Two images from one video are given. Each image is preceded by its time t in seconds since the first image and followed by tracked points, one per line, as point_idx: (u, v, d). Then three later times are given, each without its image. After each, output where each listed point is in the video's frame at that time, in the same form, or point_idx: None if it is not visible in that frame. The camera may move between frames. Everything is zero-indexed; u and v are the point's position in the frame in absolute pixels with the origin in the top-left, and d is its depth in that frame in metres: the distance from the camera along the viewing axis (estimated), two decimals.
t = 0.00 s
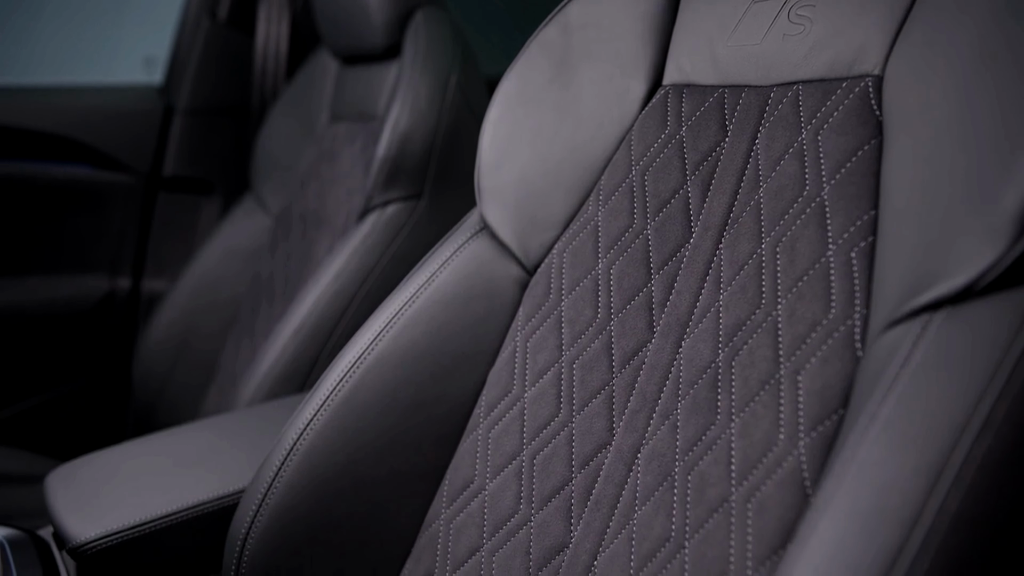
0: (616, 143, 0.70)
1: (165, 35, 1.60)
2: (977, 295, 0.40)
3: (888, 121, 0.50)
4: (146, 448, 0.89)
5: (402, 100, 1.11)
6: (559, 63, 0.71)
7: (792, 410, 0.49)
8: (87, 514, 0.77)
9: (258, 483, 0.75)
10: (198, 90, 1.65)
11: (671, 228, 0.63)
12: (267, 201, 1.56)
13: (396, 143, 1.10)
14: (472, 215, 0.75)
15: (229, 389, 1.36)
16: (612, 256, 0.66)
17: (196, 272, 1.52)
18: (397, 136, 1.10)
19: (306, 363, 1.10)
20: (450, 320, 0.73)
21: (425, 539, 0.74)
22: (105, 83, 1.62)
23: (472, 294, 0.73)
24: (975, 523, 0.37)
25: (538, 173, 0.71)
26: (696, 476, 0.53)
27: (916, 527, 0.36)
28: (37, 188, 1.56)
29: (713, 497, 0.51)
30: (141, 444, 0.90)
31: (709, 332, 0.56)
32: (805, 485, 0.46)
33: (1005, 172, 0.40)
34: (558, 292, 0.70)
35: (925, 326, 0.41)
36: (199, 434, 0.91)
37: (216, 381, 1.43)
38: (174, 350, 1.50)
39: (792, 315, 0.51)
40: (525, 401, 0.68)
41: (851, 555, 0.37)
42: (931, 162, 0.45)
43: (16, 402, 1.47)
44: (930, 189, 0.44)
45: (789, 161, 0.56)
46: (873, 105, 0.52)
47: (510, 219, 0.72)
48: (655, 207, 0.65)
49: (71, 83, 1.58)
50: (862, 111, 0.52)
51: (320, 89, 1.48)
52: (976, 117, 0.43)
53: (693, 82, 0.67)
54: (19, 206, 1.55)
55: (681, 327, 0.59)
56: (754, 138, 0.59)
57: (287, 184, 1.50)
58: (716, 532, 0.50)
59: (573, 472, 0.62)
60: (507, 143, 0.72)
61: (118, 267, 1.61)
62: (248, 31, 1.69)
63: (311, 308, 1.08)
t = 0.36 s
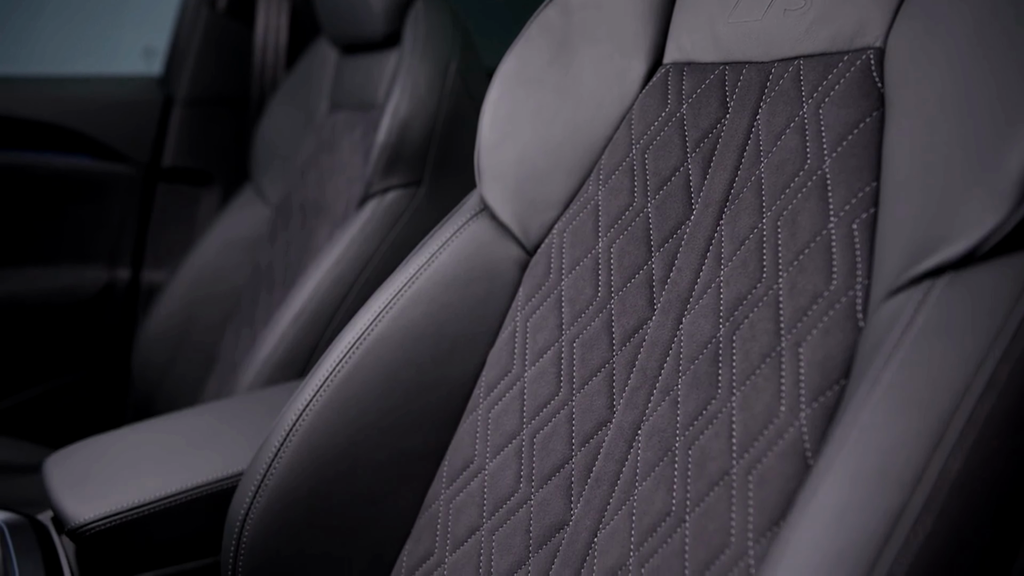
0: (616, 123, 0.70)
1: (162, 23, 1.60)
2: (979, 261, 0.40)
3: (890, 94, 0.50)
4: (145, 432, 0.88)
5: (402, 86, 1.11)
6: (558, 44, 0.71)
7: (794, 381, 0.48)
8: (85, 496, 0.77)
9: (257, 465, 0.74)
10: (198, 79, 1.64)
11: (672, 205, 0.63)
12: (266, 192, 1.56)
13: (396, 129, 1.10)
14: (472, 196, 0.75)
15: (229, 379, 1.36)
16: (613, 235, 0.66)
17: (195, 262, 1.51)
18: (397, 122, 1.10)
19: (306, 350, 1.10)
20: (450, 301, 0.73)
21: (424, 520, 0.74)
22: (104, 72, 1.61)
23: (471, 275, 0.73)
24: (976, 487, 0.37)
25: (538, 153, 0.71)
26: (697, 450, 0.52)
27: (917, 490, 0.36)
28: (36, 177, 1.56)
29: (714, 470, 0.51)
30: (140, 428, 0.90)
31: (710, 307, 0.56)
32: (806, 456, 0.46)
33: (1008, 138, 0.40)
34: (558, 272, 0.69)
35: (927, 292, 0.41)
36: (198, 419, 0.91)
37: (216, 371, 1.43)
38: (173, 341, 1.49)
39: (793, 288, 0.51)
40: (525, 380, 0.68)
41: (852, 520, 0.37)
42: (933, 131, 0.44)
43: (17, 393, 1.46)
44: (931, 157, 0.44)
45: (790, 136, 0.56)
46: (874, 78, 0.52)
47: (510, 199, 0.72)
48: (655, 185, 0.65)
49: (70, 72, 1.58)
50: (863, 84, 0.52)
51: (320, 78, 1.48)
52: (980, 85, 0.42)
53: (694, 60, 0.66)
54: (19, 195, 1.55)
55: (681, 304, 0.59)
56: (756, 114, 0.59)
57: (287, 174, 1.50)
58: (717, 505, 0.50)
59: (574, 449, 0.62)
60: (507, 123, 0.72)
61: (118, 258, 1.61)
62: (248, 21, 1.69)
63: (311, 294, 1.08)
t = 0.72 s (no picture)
0: (616, 101, 0.70)
1: (161, 14, 1.59)
2: (982, 223, 0.39)
3: (892, 63, 0.50)
4: (143, 415, 0.88)
5: (401, 72, 1.10)
6: (559, 23, 0.71)
7: (795, 350, 0.48)
8: (83, 477, 0.77)
9: (254, 447, 0.74)
10: (196, 69, 1.65)
11: (673, 180, 0.62)
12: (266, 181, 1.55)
13: (396, 115, 1.10)
14: (472, 175, 0.75)
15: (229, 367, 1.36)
16: (613, 212, 0.66)
17: (195, 252, 1.51)
18: (397, 107, 1.10)
19: (305, 336, 1.10)
20: (450, 280, 0.73)
21: (424, 499, 0.74)
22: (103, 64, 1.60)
23: (471, 255, 0.73)
24: (978, 446, 0.36)
25: (538, 133, 0.70)
26: (698, 423, 0.52)
27: (919, 450, 0.36)
28: (38, 168, 1.55)
29: (715, 441, 0.50)
30: (138, 412, 0.89)
31: (711, 281, 0.56)
32: (808, 424, 0.46)
33: (1011, 99, 0.39)
34: (558, 250, 0.69)
35: (930, 255, 0.41)
36: (197, 402, 0.90)
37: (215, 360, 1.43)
38: (173, 330, 1.49)
39: (795, 258, 0.51)
40: (525, 358, 0.68)
41: (854, 481, 0.37)
42: (936, 95, 0.44)
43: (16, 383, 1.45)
44: (934, 122, 0.44)
45: (791, 108, 0.55)
46: (876, 48, 0.51)
47: (510, 179, 0.71)
48: (656, 160, 0.64)
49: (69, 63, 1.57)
50: (865, 54, 0.52)
51: (319, 67, 1.48)
52: (983, 48, 0.42)
53: (694, 36, 0.66)
54: (20, 186, 1.53)
55: (682, 279, 0.58)
56: (756, 88, 0.59)
57: (286, 163, 1.50)
58: (717, 476, 0.49)
59: (574, 425, 0.62)
60: (507, 103, 0.72)
61: (117, 248, 1.61)
62: (247, 10, 1.68)
63: (310, 280, 1.08)
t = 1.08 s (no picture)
0: (617, 78, 0.69)
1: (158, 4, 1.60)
2: (985, 183, 0.39)
3: (894, 32, 0.49)
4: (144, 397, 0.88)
5: (401, 57, 1.10)
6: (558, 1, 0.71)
7: (796, 319, 0.48)
8: (82, 456, 0.76)
9: (253, 427, 0.74)
10: (196, 56, 1.62)
11: (674, 155, 0.62)
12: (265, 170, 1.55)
13: (395, 100, 1.10)
14: (472, 155, 0.74)
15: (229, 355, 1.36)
16: (613, 188, 0.66)
17: (195, 240, 1.51)
18: (396, 93, 1.09)
19: (305, 322, 1.10)
20: (450, 259, 0.73)
21: (424, 477, 0.73)
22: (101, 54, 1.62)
23: (471, 233, 0.73)
24: (986, 408, 0.36)
25: (538, 110, 0.70)
26: (699, 394, 0.52)
27: (920, 409, 0.36)
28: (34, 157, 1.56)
29: (716, 412, 0.50)
30: (138, 394, 0.89)
31: (712, 253, 0.56)
32: (810, 391, 0.46)
33: (1014, 59, 0.39)
34: (558, 227, 0.69)
35: (932, 218, 0.41)
36: (197, 384, 0.90)
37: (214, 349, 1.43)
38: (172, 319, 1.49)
39: (796, 228, 0.50)
40: (525, 335, 0.68)
41: (856, 440, 0.37)
42: (939, 60, 0.44)
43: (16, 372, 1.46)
44: (937, 86, 0.44)
45: (792, 80, 0.55)
46: (878, 17, 0.51)
47: (510, 157, 0.71)
48: (656, 136, 0.64)
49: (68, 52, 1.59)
50: (867, 24, 0.52)
51: (319, 55, 1.47)
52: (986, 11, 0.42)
53: (695, 11, 0.66)
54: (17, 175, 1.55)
55: (683, 252, 0.58)
56: (757, 62, 0.58)
57: (286, 152, 1.49)
58: (717, 447, 0.49)
59: (574, 401, 0.62)
60: (507, 81, 0.71)
61: (116, 238, 1.60)
62: None
63: (310, 266, 1.08)
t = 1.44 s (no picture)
0: (617, 53, 0.69)
1: None
2: (988, 143, 0.39)
3: None
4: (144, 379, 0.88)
5: (401, 42, 1.09)
6: None
7: (797, 287, 0.48)
8: (81, 435, 0.76)
9: (251, 407, 0.73)
10: (195, 46, 1.62)
11: (675, 130, 0.62)
12: (265, 159, 1.55)
13: (395, 86, 1.09)
14: (472, 134, 0.74)
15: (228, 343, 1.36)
16: (613, 164, 0.66)
17: (194, 229, 1.51)
18: (396, 78, 1.09)
19: (304, 307, 1.10)
20: (450, 237, 0.73)
21: (424, 456, 0.73)
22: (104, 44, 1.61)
23: (471, 211, 0.72)
24: (987, 365, 0.36)
25: (539, 88, 0.70)
26: (699, 365, 0.52)
27: (921, 367, 0.36)
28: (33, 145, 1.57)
29: (716, 382, 0.50)
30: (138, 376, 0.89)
31: (712, 226, 0.55)
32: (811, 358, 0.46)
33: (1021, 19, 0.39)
34: (559, 205, 0.69)
35: (935, 179, 0.40)
36: (197, 366, 0.90)
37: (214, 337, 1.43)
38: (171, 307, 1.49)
39: (797, 197, 0.50)
40: (525, 312, 0.68)
41: (859, 398, 0.37)
42: (943, 24, 0.44)
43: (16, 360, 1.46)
44: (941, 49, 0.43)
45: (794, 51, 0.54)
46: None
47: (510, 135, 0.71)
48: (657, 111, 0.64)
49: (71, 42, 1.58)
50: None
51: (319, 43, 1.47)
52: None
53: None
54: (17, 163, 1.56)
55: (683, 226, 0.58)
56: (758, 35, 0.58)
57: (285, 141, 1.49)
58: (717, 415, 0.49)
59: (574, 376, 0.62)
60: (507, 59, 0.71)
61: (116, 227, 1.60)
62: None
63: (309, 251, 1.08)
